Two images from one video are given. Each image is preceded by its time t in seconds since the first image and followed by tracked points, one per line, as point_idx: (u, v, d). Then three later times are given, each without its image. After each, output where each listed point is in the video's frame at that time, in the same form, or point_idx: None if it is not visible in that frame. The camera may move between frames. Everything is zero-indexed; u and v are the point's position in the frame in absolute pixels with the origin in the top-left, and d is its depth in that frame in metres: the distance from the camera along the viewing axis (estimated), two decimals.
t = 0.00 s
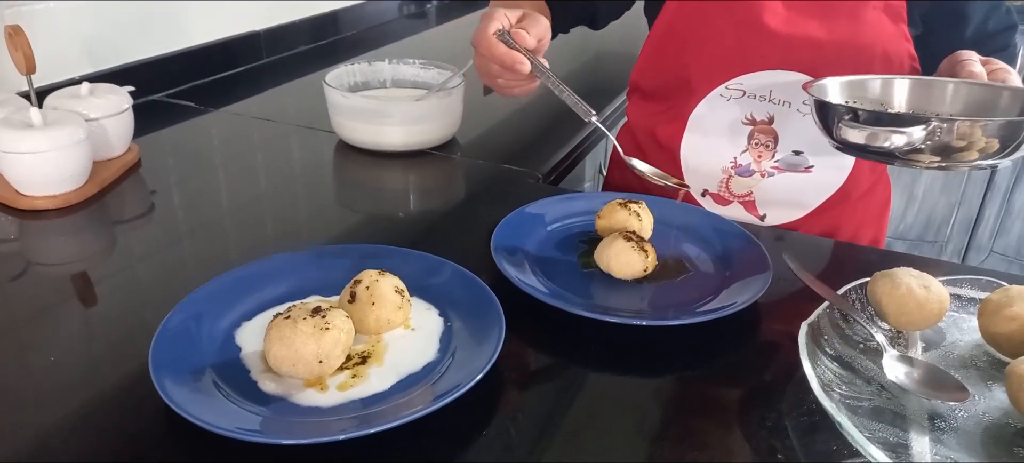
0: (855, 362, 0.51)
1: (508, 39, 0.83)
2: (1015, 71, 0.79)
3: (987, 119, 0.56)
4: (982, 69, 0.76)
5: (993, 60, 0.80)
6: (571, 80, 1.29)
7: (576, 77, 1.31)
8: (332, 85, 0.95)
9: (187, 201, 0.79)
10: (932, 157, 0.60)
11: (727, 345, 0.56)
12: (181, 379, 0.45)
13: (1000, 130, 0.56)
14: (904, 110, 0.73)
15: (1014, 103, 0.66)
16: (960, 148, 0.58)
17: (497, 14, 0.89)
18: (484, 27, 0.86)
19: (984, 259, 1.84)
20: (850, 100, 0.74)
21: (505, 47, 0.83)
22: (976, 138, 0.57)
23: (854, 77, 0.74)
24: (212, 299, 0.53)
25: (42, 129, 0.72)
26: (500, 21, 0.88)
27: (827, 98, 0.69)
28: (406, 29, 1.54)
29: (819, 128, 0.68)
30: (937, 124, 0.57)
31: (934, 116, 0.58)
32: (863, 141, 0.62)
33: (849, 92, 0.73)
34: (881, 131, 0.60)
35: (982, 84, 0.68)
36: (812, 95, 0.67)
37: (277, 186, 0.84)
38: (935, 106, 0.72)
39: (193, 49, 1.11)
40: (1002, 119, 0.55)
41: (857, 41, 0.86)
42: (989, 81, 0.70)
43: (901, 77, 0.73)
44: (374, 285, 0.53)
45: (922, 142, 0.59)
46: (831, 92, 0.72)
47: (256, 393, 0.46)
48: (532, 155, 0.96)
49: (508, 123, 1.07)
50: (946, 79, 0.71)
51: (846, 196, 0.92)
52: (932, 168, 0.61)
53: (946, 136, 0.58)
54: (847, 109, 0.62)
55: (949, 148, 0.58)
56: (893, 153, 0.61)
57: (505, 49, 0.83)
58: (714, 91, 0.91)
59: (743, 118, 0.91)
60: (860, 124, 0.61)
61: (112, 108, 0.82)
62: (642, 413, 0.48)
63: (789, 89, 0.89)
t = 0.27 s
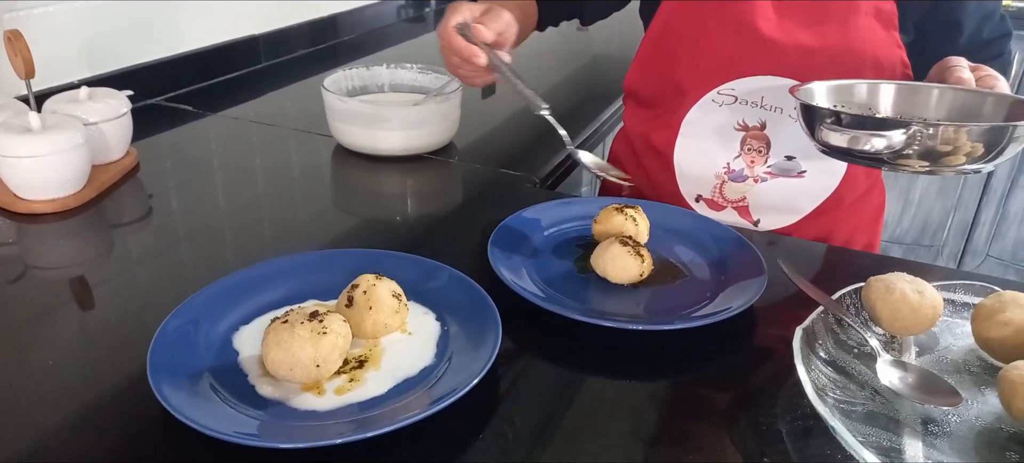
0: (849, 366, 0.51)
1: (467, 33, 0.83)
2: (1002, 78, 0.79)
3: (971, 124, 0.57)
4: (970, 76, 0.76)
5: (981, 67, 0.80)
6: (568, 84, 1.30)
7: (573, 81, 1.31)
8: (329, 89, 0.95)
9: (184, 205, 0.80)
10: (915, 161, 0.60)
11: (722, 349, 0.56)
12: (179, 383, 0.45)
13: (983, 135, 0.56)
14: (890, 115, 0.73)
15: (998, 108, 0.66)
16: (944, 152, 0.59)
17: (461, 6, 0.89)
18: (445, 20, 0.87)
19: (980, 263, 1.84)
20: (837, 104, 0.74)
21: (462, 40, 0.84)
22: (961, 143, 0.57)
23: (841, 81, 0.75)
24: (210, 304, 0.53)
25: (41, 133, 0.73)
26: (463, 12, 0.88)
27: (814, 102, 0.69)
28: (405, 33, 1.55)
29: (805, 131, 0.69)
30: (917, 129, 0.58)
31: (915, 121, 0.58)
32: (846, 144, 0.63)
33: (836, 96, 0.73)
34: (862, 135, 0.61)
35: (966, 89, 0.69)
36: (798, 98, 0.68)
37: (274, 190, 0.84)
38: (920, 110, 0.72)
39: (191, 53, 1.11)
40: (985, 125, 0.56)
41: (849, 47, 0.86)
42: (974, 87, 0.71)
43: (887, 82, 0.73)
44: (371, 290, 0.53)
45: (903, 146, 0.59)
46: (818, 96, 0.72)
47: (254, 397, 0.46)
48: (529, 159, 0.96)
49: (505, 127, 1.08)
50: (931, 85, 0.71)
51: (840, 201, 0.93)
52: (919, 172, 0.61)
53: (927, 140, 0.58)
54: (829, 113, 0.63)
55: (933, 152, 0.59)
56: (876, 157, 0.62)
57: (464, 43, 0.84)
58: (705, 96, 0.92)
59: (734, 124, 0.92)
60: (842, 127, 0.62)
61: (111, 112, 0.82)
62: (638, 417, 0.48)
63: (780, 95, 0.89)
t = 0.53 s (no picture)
0: (847, 368, 0.51)
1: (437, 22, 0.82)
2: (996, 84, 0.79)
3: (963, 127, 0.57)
4: (963, 79, 0.76)
5: (975, 72, 0.81)
6: (568, 86, 1.30)
7: (573, 83, 1.32)
8: (328, 90, 0.95)
9: (184, 206, 0.80)
10: (905, 164, 0.60)
11: (721, 351, 0.56)
12: (179, 383, 0.45)
13: (973, 138, 0.57)
14: (880, 117, 0.74)
15: (988, 111, 0.66)
16: (933, 155, 0.59)
17: None
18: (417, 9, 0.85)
19: (979, 265, 1.85)
20: (828, 105, 0.75)
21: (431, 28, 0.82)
22: (953, 146, 0.58)
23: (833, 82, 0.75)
24: (210, 305, 0.54)
25: (42, 134, 0.73)
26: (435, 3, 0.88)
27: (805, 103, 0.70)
28: (405, 34, 1.55)
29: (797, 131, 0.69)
30: (905, 131, 0.58)
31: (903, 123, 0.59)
32: (834, 145, 0.63)
33: (827, 97, 0.74)
34: (850, 136, 0.61)
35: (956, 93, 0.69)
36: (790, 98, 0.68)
37: (274, 192, 0.84)
38: (911, 113, 0.73)
39: (191, 54, 1.11)
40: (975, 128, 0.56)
41: (845, 51, 0.87)
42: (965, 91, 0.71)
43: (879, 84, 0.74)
44: (371, 291, 0.53)
45: (890, 148, 0.60)
46: (809, 96, 0.73)
47: (254, 397, 0.46)
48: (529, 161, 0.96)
49: (504, 129, 1.08)
50: (922, 88, 0.72)
51: (836, 203, 0.93)
52: (911, 175, 0.61)
53: (914, 143, 0.58)
54: (819, 114, 0.63)
55: (924, 155, 0.59)
56: (864, 159, 0.62)
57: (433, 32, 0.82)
58: (702, 99, 0.92)
59: (729, 126, 0.92)
60: (831, 128, 0.62)
61: (111, 113, 0.83)
62: (636, 418, 0.49)
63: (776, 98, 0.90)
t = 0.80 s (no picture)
0: (845, 371, 0.51)
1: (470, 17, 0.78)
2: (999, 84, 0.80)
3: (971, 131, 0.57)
4: (967, 82, 0.77)
5: (978, 73, 0.81)
6: (568, 88, 1.31)
7: (572, 85, 1.32)
8: (330, 93, 0.95)
9: (185, 208, 0.80)
10: (913, 168, 0.61)
11: (719, 354, 0.56)
12: (180, 385, 0.46)
13: (982, 143, 0.57)
14: (889, 121, 0.74)
15: (994, 115, 0.67)
16: (942, 160, 0.59)
17: None
18: None
19: (977, 268, 1.85)
20: (837, 110, 0.75)
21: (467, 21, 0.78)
22: (961, 150, 0.58)
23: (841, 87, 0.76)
24: (211, 307, 0.54)
25: (43, 137, 0.73)
26: None
27: (814, 108, 0.70)
28: (405, 37, 1.56)
29: (805, 137, 0.69)
30: (918, 136, 0.58)
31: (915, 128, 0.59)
32: (846, 151, 0.63)
33: (835, 101, 0.74)
34: (863, 142, 0.61)
35: (965, 96, 0.69)
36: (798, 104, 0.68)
37: (274, 194, 0.85)
38: (918, 116, 0.73)
39: (191, 56, 1.12)
40: (985, 132, 0.56)
41: (847, 57, 0.88)
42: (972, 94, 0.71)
43: (887, 88, 0.74)
44: (371, 293, 0.53)
45: (903, 153, 0.60)
46: (817, 101, 0.73)
47: (254, 399, 0.46)
48: (528, 164, 0.97)
49: (504, 132, 1.08)
50: (930, 91, 0.72)
51: (836, 208, 0.94)
52: (918, 178, 0.62)
53: (927, 148, 0.59)
54: (831, 119, 0.63)
55: (932, 159, 0.59)
56: (876, 164, 0.63)
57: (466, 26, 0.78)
58: (704, 105, 0.93)
59: (732, 132, 0.93)
60: (843, 134, 0.62)
61: (112, 115, 0.83)
62: (635, 421, 0.49)
63: (778, 103, 0.90)
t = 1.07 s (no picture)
0: (841, 371, 0.51)
1: None
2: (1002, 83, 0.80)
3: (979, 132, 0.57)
4: (971, 83, 0.77)
5: (982, 74, 0.81)
6: (566, 90, 1.31)
7: (570, 87, 1.32)
8: (327, 94, 0.95)
9: (182, 209, 0.80)
10: (922, 169, 0.61)
11: (715, 355, 0.56)
12: (177, 386, 0.46)
13: (991, 144, 0.57)
14: (898, 122, 0.74)
15: (1004, 115, 0.67)
16: (952, 160, 0.59)
17: None
18: None
19: (974, 269, 1.85)
20: (844, 111, 0.75)
21: None
22: (968, 151, 0.58)
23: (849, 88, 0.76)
24: (207, 308, 0.54)
25: (40, 138, 0.73)
26: None
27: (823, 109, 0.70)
28: (402, 38, 1.56)
29: (815, 139, 0.69)
30: (932, 136, 0.58)
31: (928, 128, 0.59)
32: (859, 152, 0.63)
33: (843, 103, 0.74)
34: (876, 142, 0.61)
35: (974, 96, 0.70)
36: (807, 105, 0.68)
37: (271, 195, 0.85)
38: (927, 117, 0.73)
39: (189, 57, 1.12)
40: (994, 133, 0.57)
41: (847, 60, 0.88)
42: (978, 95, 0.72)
43: (894, 90, 0.74)
44: (368, 294, 0.53)
45: (917, 154, 0.60)
46: (825, 102, 0.73)
47: (251, 400, 0.46)
48: (525, 165, 0.97)
49: (502, 133, 1.08)
50: (938, 92, 0.72)
51: (834, 210, 0.94)
52: (924, 178, 0.62)
53: (940, 148, 0.59)
54: (843, 120, 0.63)
55: (941, 160, 0.60)
56: (888, 165, 0.62)
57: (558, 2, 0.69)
58: (704, 107, 0.93)
59: (732, 134, 0.93)
60: (856, 135, 0.62)
61: (109, 116, 0.83)
62: (632, 421, 0.49)
63: (779, 104, 0.90)
